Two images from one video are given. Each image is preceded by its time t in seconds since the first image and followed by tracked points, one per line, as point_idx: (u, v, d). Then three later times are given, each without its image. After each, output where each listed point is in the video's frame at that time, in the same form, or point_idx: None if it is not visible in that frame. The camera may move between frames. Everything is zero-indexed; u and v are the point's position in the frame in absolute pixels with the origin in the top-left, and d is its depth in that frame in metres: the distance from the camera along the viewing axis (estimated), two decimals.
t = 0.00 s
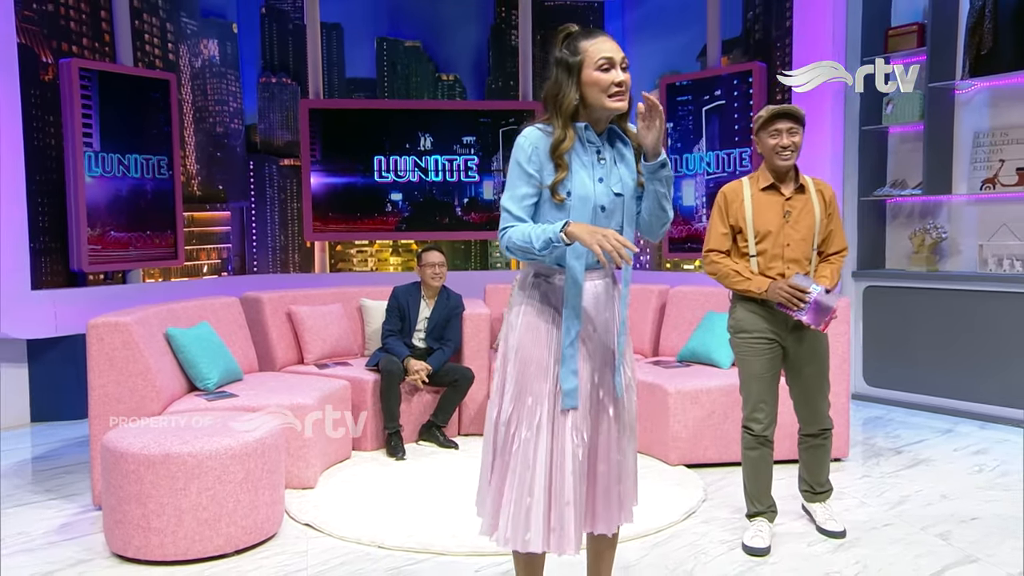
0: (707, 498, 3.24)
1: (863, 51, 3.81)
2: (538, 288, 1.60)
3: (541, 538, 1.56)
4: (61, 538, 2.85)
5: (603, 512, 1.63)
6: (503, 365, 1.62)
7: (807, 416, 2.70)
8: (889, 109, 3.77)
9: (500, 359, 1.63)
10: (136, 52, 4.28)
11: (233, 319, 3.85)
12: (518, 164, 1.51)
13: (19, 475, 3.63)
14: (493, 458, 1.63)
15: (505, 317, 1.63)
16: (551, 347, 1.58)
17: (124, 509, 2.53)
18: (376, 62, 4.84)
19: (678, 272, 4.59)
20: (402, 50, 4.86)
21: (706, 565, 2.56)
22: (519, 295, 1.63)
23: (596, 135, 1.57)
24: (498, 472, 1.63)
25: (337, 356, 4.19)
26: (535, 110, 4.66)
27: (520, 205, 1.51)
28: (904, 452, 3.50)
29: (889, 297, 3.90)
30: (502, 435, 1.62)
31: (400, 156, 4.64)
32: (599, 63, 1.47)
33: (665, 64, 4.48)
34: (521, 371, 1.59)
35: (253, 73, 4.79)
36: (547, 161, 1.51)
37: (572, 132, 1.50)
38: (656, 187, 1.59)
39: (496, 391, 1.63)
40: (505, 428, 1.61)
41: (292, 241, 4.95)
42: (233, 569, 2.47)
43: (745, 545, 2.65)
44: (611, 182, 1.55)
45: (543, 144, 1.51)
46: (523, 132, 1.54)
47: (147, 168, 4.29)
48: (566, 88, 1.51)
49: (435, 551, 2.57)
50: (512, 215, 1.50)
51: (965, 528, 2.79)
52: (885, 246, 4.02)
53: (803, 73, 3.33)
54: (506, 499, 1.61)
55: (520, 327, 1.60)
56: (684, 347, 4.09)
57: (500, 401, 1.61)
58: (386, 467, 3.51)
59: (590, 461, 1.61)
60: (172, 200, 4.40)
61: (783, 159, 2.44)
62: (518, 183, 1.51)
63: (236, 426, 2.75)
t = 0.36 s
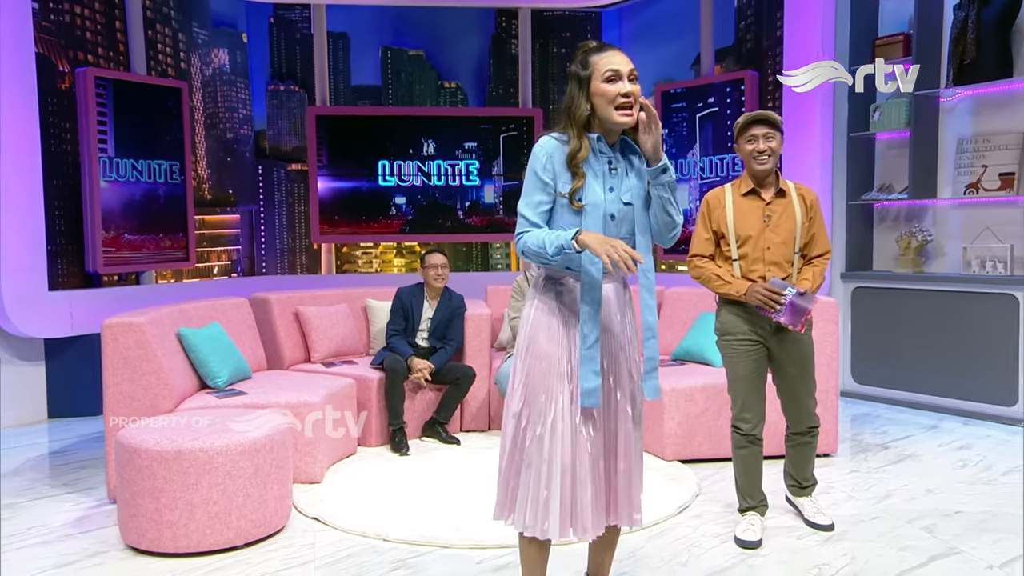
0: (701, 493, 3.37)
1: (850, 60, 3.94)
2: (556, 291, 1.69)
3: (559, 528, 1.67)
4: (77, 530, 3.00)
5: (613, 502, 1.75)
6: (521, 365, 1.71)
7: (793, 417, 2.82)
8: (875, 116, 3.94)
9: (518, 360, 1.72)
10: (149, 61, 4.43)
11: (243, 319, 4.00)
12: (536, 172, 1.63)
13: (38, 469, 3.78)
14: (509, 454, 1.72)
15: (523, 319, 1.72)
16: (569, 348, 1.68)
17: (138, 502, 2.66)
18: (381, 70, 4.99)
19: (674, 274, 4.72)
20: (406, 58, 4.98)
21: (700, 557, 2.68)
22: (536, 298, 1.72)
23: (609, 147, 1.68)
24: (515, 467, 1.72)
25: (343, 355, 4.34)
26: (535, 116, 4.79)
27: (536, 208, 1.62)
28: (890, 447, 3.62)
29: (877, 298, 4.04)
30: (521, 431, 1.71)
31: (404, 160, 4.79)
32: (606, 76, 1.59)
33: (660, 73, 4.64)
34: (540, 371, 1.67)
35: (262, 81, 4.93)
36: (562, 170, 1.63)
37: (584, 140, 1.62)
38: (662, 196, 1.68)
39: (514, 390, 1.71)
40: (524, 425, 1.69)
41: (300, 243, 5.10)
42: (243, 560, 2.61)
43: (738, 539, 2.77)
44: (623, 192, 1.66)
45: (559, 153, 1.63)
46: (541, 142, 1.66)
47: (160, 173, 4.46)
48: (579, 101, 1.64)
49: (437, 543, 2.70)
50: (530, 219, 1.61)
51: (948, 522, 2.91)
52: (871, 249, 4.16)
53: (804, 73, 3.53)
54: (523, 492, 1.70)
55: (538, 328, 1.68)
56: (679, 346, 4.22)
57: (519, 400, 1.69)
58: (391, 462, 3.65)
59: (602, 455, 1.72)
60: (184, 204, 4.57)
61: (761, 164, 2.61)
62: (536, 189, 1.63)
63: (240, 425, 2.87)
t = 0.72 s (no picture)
0: (695, 487, 3.51)
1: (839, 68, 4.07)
2: (553, 297, 1.81)
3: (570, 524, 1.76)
4: (92, 523, 3.14)
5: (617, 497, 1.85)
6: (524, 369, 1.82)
7: (781, 415, 2.96)
8: (863, 123, 4.03)
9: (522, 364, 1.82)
10: (163, 70, 4.59)
11: (252, 319, 4.16)
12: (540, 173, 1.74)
13: (56, 464, 3.93)
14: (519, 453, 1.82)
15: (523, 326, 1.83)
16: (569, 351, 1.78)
17: (151, 497, 2.80)
18: (385, 77, 5.12)
19: (668, 276, 4.86)
20: (410, 67, 5.13)
21: (693, 549, 2.81)
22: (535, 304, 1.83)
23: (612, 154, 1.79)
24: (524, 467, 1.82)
25: (349, 354, 4.49)
26: (534, 123, 4.94)
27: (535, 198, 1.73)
28: (878, 443, 3.75)
29: (865, 299, 4.17)
30: (527, 432, 1.81)
31: (407, 165, 4.94)
32: (589, 85, 1.69)
33: (654, 81, 4.78)
34: (541, 374, 1.78)
35: (271, 89, 5.10)
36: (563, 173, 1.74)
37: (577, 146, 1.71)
38: (661, 213, 1.77)
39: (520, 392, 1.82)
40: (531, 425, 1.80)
41: (307, 246, 5.26)
42: (255, 552, 2.75)
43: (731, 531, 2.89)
44: (623, 199, 1.75)
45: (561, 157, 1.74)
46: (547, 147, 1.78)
47: (172, 177, 4.62)
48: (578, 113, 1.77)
49: (440, 536, 2.84)
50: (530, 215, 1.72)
51: (932, 515, 3.03)
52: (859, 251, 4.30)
53: (804, 73, 3.85)
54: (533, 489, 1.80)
55: (538, 333, 1.80)
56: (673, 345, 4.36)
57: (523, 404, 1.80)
58: (395, 457, 3.81)
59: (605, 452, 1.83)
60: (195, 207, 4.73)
61: (750, 171, 2.75)
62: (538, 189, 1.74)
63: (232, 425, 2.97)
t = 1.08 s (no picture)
0: (689, 483, 3.64)
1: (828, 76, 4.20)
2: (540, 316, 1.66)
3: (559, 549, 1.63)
4: (107, 516, 3.28)
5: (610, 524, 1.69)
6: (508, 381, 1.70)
7: (773, 413, 3.07)
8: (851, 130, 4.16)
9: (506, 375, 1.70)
10: (174, 78, 4.73)
11: (260, 319, 4.31)
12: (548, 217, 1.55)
13: (73, 460, 4.07)
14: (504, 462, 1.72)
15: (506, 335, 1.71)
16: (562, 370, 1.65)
17: (163, 491, 2.93)
18: (390, 85, 5.27)
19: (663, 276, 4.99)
20: (413, 74, 5.26)
21: (688, 542, 2.94)
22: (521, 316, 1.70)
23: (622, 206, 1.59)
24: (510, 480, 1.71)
25: (354, 352, 4.65)
26: (533, 130, 5.07)
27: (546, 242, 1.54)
28: (865, 439, 3.88)
29: (853, 299, 4.31)
30: (516, 454, 1.69)
31: (410, 170, 5.09)
32: (601, 137, 1.50)
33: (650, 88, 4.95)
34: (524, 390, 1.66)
35: (279, 95, 5.26)
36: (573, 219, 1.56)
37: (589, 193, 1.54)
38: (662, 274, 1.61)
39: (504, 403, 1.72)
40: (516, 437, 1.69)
41: (313, 247, 5.41)
42: (266, 543, 2.89)
43: (724, 525, 3.03)
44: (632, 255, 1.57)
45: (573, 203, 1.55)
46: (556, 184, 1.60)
47: (183, 182, 4.78)
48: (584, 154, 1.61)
49: (444, 529, 2.97)
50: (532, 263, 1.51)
51: (917, 508, 3.15)
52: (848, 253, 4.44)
53: (804, 73, 3.88)
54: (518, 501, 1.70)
55: (527, 355, 1.65)
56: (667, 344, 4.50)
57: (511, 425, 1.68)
58: (399, 453, 3.95)
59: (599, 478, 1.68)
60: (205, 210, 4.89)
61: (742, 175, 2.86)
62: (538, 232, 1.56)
63: (237, 423, 3.09)
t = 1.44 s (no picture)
0: (683, 478, 3.78)
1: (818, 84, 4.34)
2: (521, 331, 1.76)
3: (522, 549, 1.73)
4: (122, 510, 3.42)
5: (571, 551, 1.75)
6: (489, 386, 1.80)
7: (767, 411, 3.17)
8: (840, 135, 4.28)
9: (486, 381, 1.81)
10: (185, 86, 4.89)
11: (268, 319, 4.46)
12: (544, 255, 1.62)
13: (90, 455, 4.22)
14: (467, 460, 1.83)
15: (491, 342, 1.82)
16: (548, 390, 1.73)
17: (175, 486, 3.04)
18: (393, 92, 5.41)
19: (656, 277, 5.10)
20: (416, 82, 5.39)
21: (682, 535, 3.07)
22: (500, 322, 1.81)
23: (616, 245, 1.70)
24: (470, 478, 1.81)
25: (359, 352, 4.80)
26: (532, 135, 5.23)
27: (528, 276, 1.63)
28: (853, 435, 4.01)
29: (841, 300, 4.44)
30: (496, 458, 1.77)
31: (414, 174, 5.25)
32: (613, 189, 1.58)
33: (646, 95, 5.12)
34: (506, 396, 1.76)
35: (286, 102, 5.42)
36: (567, 262, 1.65)
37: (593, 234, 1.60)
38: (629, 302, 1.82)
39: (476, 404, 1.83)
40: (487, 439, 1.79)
41: (319, 250, 5.56)
42: (278, 535, 3.03)
43: (717, 519, 3.16)
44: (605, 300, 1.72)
45: (571, 245, 1.63)
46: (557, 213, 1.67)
47: (193, 186, 4.95)
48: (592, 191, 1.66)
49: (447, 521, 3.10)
50: (515, 301, 1.65)
51: (903, 502, 3.27)
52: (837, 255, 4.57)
53: (804, 74, 3.98)
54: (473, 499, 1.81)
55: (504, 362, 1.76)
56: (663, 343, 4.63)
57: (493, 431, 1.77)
58: (402, 449, 4.10)
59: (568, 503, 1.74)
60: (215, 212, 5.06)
61: (733, 178, 2.93)
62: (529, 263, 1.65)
63: (239, 422, 3.17)
